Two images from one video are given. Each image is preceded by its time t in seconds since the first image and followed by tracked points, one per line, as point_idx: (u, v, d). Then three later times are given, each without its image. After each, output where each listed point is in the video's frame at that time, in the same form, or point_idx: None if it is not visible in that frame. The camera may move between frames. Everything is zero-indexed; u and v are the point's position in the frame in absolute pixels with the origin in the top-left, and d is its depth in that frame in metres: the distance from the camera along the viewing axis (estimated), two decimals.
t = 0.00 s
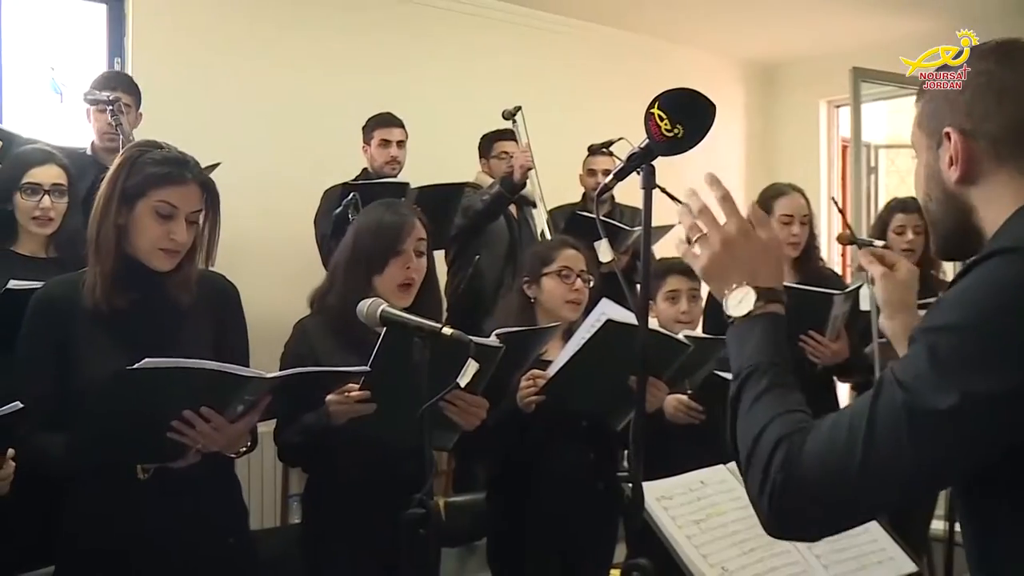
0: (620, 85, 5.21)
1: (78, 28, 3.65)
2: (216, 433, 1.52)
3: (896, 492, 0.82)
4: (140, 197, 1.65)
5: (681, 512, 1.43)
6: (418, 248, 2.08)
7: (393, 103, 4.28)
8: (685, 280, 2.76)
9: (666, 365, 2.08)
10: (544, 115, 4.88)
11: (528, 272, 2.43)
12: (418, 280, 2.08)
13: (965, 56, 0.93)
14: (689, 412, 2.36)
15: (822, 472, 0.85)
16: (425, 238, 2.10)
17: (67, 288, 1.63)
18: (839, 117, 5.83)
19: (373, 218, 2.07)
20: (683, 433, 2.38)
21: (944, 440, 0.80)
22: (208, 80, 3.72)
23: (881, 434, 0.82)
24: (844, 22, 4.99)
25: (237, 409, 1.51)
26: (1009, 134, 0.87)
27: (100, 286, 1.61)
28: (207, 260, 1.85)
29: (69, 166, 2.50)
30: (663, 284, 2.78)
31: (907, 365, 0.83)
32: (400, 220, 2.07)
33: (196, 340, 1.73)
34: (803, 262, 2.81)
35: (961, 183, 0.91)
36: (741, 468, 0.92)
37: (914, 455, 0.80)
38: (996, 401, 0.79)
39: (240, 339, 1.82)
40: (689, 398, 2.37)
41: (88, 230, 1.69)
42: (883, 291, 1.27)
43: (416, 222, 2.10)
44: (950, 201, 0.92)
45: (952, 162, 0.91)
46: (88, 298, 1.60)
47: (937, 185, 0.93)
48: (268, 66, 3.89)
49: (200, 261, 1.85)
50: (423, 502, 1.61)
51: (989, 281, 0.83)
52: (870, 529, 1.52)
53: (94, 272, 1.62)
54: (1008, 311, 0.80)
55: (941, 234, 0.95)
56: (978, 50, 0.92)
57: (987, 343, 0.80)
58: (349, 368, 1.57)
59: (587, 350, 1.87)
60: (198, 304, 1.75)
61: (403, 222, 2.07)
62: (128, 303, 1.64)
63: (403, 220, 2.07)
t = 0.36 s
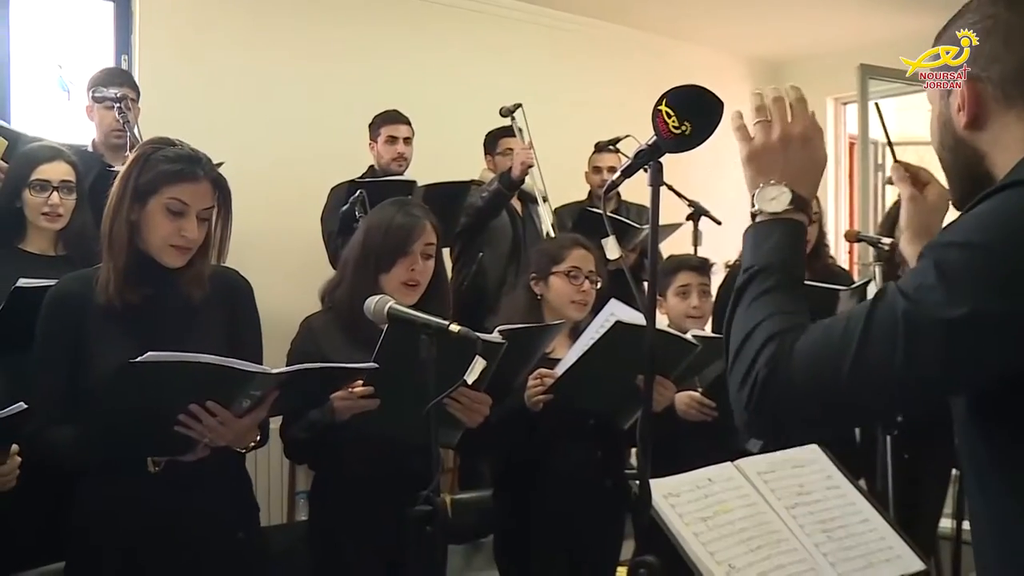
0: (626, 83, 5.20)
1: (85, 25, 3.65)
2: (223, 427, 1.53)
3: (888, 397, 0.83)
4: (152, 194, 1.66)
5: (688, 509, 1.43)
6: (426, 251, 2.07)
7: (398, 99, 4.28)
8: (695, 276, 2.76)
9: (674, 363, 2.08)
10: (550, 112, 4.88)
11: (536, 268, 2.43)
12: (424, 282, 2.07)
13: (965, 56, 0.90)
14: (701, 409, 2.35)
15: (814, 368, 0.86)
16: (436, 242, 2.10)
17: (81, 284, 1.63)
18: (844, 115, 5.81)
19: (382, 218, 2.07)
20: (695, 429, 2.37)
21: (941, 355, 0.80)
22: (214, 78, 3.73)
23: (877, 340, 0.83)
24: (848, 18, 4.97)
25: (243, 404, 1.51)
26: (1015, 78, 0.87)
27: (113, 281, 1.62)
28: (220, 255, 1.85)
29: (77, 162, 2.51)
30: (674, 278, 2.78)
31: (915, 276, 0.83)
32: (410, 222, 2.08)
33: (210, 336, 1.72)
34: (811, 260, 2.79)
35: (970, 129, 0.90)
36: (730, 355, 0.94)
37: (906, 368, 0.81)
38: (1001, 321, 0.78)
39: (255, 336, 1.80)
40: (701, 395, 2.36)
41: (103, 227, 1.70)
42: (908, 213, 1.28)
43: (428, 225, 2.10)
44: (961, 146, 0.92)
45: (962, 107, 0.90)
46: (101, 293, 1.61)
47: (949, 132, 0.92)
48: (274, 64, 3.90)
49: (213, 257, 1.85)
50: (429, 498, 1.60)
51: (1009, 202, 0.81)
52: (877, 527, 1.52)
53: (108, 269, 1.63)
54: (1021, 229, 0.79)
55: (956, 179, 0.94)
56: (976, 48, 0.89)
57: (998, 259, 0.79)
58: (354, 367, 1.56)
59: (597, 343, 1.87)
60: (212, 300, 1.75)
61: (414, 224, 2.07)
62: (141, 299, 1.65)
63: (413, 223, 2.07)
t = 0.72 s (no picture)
0: (634, 80, 5.19)
1: (94, 23, 3.67)
2: (232, 422, 1.54)
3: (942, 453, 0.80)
4: (165, 191, 1.66)
5: (697, 506, 1.43)
6: (436, 248, 2.08)
7: (407, 97, 4.29)
8: (705, 275, 2.76)
9: (686, 358, 2.09)
10: (558, 109, 4.87)
11: (546, 264, 2.43)
12: (432, 278, 2.07)
13: (964, 56, 0.91)
14: (712, 404, 2.38)
15: (869, 446, 0.84)
16: (444, 238, 2.10)
17: (97, 282, 1.64)
18: (854, 112, 5.80)
19: (392, 216, 2.07)
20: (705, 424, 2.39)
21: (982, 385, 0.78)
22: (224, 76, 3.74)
23: (929, 396, 0.80)
24: (856, 14, 4.95)
25: (251, 400, 1.52)
26: (1021, 78, 0.86)
27: (127, 280, 1.62)
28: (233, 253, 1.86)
29: (87, 159, 2.51)
30: (683, 279, 2.78)
31: (943, 320, 0.83)
32: (419, 219, 2.08)
33: (223, 332, 1.73)
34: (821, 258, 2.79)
35: (981, 134, 0.89)
36: (787, 456, 0.92)
37: (950, 407, 0.79)
38: None
39: (267, 333, 1.81)
40: (712, 388, 2.39)
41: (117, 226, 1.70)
42: (885, 268, 1.25)
43: (436, 221, 2.10)
44: (975, 155, 0.91)
45: (970, 112, 0.90)
46: (116, 291, 1.62)
47: (960, 140, 0.92)
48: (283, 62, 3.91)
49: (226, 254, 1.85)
50: (439, 496, 1.61)
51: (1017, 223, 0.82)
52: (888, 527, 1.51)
53: (123, 267, 1.63)
54: None
55: (974, 193, 0.93)
56: (976, 47, 0.90)
57: None
58: (363, 364, 1.57)
59: (609, 338, 1.87)
60: (225, 298, 1.75)
61: (422, 221, 2.07)
62: (154, 297, 1.65)
63: (422, 219, 2.07)
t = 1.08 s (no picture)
0: (644, 77, 5.19)
1: (106, 20, 3.68)
2: (241, 415, 1.53)
3: None
4: (178, 185, 1.67)
5: (707, 503, 1.42)
6: (445, 241, 2.08)
7: (416, 93, 4.29)
8: (713, 269, 2.75)
9: (697, 352, 2.09)
10: (568, 106, 4.86)
11: (556, 259, 2.42)
12: (442, 272, 2.07)
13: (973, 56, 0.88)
14: (720, 401, 2.33)
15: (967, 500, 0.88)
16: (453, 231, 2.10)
17: (110, 277, 1.65)
18: (866, 108, 5.77)
19: (403, 211, 2.07)
20: (712, 418, 2.35)
21: None
22: (234, 72, 3.75)
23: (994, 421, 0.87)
24: (868, 10, 4.93)
25: (261, 393, 1.52)
26: None
27: (142, 275, 1.63)
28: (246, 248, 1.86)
29: (98, 156, 2.52)
30: (691, 272, 2.77)
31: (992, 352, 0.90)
32: (429, 213, 2.07)
33: (237, 325, 1.73)
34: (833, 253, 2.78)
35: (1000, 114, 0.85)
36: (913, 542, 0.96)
37: (1022, 448, 0.72)
38: None
39: (281, 326, 1.81)
40: (720, 383, 2.34)
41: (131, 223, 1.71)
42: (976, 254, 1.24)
43: (445, 214, 2.10)
44: (1000, 131, 0.86)
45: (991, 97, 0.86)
46: (130, 287, 1.62)
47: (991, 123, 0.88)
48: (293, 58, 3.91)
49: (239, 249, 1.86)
50: (450, 492, 1.61)
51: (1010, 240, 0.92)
52: (898, 523, 1.51)
53: (137, 262, 1.64)
54: None
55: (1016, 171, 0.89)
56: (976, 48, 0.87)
57: None
58: (375, 357, 1.58)
59: (620, 331, 1.87)
60: (239, 292, 1.76)
61: (432, 215, 2.07)
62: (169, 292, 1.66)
63: (431, 213, 2.07)
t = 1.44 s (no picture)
0: (654, 74, 5.18)
1: (116, 18, 3.69)
2: (252, 415, 1.54)
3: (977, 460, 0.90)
4: (191, 184, 1.67)
5: (718, 501, 1.41)
6: (456, 238, 2.07)
7: (425, 92, 4.28)
8: (721, 269, 2.75)
9: (709, 347, 2.10)
10: (578, 104, 4.86)
11: (569, 257, 2.42)
12: (453, 267, 2.07)
13: None
14: (726, 401, 2.35)
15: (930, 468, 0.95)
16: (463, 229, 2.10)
17: (123, 276, 1.65)
18: (877, 105, 5.75)
19: (415, 208, 2.07)
20: (720, 419, 2.37)
21: (1004, 389, 0.88)
22: (245, 70, 3.76)
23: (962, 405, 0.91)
24: (879, 7, 4.92)
25: (272, 393, 1.52)
26: None
27: (155, 275, 1.63)
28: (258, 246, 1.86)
29: (109, 154, 2.52)
30: (699, 273, 2.77)
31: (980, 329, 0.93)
32: (439, 210, 2.07)
33: (249, 324, 1.73)
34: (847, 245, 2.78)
35: None
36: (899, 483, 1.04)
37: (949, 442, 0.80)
38: None
39: (292, 325, 1.81)
40: (728, 385, 2.35)
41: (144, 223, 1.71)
42: None
43: (455, 211, 2.10)
44: None
45: None
46: (143, 286, 1.63)
47: None
48: (304, 57, 3.92)
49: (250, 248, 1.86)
50: (460, 489, 1.61)
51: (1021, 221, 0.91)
52: (909, 522, 1.51)
53: (150, 262, 1.64)
54: None
55: None
56: None
57: None
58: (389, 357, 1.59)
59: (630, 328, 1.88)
60: (251, 291, 1.76)
61: (442, 212, 2.06)
62: (182, 292, 1.66)
63: (440, 209, 2.07)
